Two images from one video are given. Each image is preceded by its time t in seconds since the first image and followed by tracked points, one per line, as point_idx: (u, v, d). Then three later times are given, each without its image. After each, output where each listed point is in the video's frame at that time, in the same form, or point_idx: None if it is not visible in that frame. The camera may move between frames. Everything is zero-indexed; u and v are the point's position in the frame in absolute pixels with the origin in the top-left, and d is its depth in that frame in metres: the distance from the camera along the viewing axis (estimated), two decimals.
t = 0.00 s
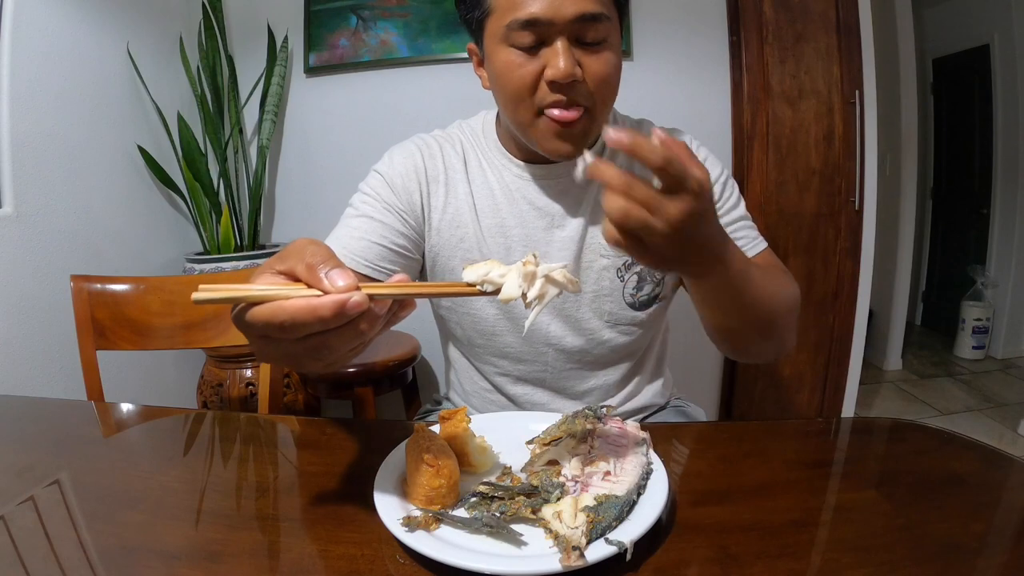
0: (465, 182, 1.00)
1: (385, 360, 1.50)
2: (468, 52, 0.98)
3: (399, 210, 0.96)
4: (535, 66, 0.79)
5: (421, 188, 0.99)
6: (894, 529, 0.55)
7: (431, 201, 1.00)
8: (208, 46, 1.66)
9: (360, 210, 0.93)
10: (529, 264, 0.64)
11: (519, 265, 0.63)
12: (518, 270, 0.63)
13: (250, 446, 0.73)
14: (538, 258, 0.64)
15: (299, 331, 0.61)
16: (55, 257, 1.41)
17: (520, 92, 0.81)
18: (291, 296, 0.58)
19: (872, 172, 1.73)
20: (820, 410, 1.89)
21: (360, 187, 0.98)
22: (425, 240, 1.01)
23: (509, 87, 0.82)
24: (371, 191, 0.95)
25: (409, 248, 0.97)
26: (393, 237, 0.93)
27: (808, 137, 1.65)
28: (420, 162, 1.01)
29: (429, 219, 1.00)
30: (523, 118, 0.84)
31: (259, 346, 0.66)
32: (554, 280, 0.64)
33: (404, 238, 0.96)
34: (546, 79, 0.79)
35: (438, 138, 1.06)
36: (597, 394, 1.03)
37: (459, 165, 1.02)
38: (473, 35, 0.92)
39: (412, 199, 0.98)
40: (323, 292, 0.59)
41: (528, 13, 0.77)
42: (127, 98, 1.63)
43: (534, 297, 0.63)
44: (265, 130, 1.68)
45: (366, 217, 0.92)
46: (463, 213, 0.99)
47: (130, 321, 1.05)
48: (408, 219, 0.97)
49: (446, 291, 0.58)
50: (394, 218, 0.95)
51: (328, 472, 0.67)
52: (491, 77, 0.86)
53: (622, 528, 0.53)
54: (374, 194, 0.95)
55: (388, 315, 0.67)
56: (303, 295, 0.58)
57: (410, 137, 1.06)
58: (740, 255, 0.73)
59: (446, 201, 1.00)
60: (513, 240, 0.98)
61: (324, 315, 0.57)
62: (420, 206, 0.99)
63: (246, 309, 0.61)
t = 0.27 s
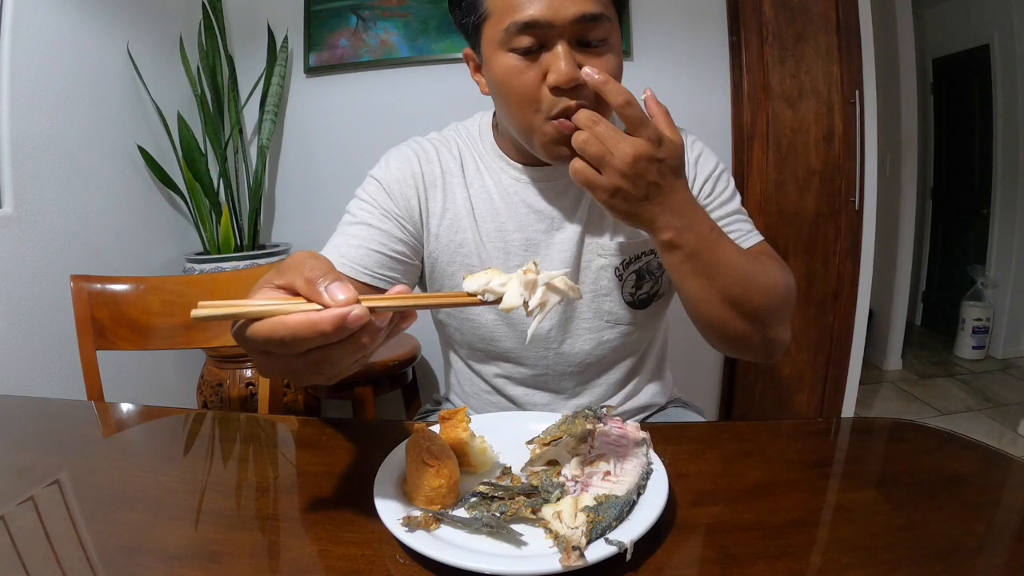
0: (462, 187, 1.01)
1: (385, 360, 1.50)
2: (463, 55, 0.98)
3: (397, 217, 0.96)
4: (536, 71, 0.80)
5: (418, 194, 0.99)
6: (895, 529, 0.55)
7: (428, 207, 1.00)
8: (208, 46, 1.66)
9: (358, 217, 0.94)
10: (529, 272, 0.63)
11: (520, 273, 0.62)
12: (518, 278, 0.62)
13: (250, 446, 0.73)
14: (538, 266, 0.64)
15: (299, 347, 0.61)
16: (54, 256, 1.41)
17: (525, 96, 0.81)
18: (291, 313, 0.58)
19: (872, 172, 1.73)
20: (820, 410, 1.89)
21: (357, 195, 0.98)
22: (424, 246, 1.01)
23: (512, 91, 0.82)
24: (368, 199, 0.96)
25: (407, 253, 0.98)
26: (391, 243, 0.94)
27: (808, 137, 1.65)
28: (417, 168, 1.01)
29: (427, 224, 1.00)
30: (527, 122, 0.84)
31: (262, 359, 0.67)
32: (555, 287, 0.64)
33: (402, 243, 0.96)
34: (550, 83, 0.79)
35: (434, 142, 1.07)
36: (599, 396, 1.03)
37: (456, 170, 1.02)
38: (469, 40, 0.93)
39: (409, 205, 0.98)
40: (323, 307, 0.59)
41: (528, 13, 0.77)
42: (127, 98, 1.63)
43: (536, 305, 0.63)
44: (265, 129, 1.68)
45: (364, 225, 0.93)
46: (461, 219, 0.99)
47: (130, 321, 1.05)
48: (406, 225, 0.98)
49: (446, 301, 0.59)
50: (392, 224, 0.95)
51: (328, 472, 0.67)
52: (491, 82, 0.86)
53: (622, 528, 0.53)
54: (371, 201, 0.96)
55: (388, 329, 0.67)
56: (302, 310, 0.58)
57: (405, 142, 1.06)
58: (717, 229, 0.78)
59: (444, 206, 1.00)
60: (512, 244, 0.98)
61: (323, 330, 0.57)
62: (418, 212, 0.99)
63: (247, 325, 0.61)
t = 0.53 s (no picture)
0: (468, 183, 1.01)
1: (385, 360, 1.50)
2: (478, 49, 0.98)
3: (403, 212, 0.96)
4: (549, 75, 0.81)
5: (425, 189, 0.99)
6: (894, 529, 0.55)
7: (435, 202, 1.00)
8: (208, 46, 1.66)
9: (365, 212, 0.94)
10: (529, 264, 0.64)
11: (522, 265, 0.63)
12: (518, 270, 0.63)
13: (250, 446, 0.73)
14: (537, 258, 0.65)
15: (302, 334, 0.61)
16: (54, 257, 1.41)
17: (536, 98, 0.82)
18: (295, 301, 0.58)
19: (872, 172, 1.73)
20: (820, 410, 1.89)
21: (364, 189, 0.98)
22: (430, 241, 1.01)
23: (524, 93, 0.83)
24: (375, 194, 0.96)
25: (413, 249, 0.98)
26: (397, 238, 0.94)
27: (808, 137, 1.65)
28: (424, 163, 1.01)
29: (434, 220, 1.00)
30: (537, 123, 0.85)
31: (264, 345, 0.67)
32: (554, 280, 0.65)
33: (408, 238, 0.96)
34: (562, 87, 0.80)
35: (441, 138, 1.07)
36: (600, 396, 1.02)
37: (463, 167, 1.02)
38: (484, 36, 0.93)
39: (416, 200, 0.98)
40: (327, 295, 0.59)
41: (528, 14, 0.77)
42: (127, 98, 1.63)
43: (535, 298, 0.64)
44: (265, 129, 1.68)
45: (371, 219, 0.93)
46: (468, 215, 0.99)
47: (130, 321, 1.05)
48: (412, 220, 0.98)
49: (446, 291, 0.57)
50: (398, 219, 0.95)
51: (328, 472, 0.67)
52: (504, 81, 0.87)
53: (622, 528, 0.53)
54: (377, 195, 0.96)
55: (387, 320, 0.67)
56: (305, 298, 0.58)
57: (412, 138, 1.06)
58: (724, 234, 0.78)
59: (450, 202, 1.00)
60: (518, 241, 0.98)
61: (327, 318, 0.57)
62: (424, 208, 0.99)
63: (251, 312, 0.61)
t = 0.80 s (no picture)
0: (487, 174, 1.01)
1: (385, 360, 1.51)
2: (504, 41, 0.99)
3: (421, 200, 0.97)
4: (568, 67, 0.83)
5: (444, 179, 1.00)
6: (894, 529, 0.55)
7: (453, 191, 1.00)
8: (208, 46, 1.66)
9: (385, 198, 0.94)
10: (535, 231, 0.65)
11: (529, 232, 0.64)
12: (524, 237, 0.64)
13: (250, 446, 0.73)
14: (543, 228, 0.66)
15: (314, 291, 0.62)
16: (54, 257, 1.41)
17: (553, 90, 0.84)
18: (308, 258, 0.59)
19: (872, 172, 1.73)
20: (820, 410, 1.89)
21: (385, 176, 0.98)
22: (446, 228, 1.02)
23: (542, 84, 0.85)
24: (396, 180, 0.96)
25: (430, 235, 0.98)
26: (415, 225, 0.95)
27: (808, 136, 1.65)
28: (443, 154, 1.01)
29: (452, 209, 1.01)
30: (552, 115, 0.87)
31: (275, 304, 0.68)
32: (559, 247, 0.66)
33: (424, 226, 0.97)
34: (579, 79, 0.82)
35: (461, 132, 1.07)
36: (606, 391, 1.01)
37: (482, 159, 1.02)
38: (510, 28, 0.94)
39: (434, 188, 0.99)
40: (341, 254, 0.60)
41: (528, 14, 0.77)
42: (127, 98, 1.63)
43: (540, 264, 0.65)
44: (265, 129, 1.68)
45: (391, 205, 0.93)
46: (485, 205, 1.00)
47: (130, 321, 1.05)
48: (429, 208, 0.98)
49: (460, 256, 0.59)
50: (416, 206, 0.96)
51: (328, 472, 0.67)
52: (524, 71, 0.89)
53: (622, 528, 0.53)
54: (398, 182, 0.96)
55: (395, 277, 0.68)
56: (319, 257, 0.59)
57: (433, 130, 1.06)
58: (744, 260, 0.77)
59: (469, 191, 1.00)
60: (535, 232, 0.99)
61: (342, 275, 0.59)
62: (442, 196, 1.00)
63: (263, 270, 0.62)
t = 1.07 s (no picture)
0: (504, 170, 1.06)
1: (385, 360, 1.51)
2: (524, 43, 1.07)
3: (440, 189, 1.01)
4: (582, 69, 0.90)
5: (461, 171, 1.04)
6: (895, 529, 0.55)
7: (470, 184, 1.05)
8: (208, 46, 1.66)
9: (404, 188, 0.97)
10: (528, 197, 0.70)
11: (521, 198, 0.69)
12: (518, 203, 0.69)
13: (250, 446, 0.73)
14: (536, 194, 0.71)
15: (319, 256, 0.63)
16: (54, 257, 1.41)
17: (567, 89, 0.92)
18: (315, 221, 0.59)
19: (872, 172, 1.73)
20: (820, 410, 1.89)
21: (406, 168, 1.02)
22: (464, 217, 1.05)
23: (556, 84, 0.92)
24: (416, 171, 1.00)
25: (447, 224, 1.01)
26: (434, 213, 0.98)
27: (808, 136, 1.65)
28: (462, 148, 1.06)
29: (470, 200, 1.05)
30: (565, 111, 0.94)
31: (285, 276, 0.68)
32: (552, 212, 0.70)
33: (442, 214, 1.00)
34: (590, 80, 0.89)
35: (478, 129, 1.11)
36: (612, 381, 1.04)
37: (499, 155, 1.07)
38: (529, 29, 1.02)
39: (452, 179, 1.03)
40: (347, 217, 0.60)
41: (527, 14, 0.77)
42: (127, 98, 1.63)
43: (532, 227, 0.69)
44: (265, 130, 1.68)
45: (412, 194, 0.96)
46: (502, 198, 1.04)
47: (130, 321, 1.05)
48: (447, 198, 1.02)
49: (458, 222, 0.59)
50: (435, 196, 0.99)
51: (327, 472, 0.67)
52: (541, 73, 0.96)
53: (622, 528, 0.53)
54: (417, 173, 1.00)
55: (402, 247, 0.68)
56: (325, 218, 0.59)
57: (452, 128, 1.11)
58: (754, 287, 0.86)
59: (486, 184, 1.04)
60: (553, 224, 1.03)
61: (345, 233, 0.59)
62: (460, 187, 1.04)
63: (272, 234, 0.63)
